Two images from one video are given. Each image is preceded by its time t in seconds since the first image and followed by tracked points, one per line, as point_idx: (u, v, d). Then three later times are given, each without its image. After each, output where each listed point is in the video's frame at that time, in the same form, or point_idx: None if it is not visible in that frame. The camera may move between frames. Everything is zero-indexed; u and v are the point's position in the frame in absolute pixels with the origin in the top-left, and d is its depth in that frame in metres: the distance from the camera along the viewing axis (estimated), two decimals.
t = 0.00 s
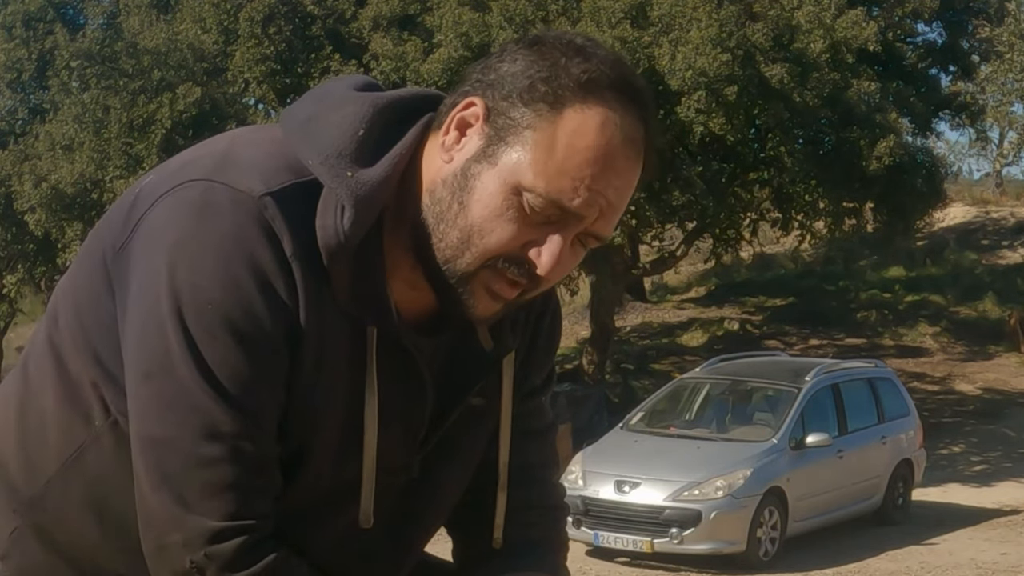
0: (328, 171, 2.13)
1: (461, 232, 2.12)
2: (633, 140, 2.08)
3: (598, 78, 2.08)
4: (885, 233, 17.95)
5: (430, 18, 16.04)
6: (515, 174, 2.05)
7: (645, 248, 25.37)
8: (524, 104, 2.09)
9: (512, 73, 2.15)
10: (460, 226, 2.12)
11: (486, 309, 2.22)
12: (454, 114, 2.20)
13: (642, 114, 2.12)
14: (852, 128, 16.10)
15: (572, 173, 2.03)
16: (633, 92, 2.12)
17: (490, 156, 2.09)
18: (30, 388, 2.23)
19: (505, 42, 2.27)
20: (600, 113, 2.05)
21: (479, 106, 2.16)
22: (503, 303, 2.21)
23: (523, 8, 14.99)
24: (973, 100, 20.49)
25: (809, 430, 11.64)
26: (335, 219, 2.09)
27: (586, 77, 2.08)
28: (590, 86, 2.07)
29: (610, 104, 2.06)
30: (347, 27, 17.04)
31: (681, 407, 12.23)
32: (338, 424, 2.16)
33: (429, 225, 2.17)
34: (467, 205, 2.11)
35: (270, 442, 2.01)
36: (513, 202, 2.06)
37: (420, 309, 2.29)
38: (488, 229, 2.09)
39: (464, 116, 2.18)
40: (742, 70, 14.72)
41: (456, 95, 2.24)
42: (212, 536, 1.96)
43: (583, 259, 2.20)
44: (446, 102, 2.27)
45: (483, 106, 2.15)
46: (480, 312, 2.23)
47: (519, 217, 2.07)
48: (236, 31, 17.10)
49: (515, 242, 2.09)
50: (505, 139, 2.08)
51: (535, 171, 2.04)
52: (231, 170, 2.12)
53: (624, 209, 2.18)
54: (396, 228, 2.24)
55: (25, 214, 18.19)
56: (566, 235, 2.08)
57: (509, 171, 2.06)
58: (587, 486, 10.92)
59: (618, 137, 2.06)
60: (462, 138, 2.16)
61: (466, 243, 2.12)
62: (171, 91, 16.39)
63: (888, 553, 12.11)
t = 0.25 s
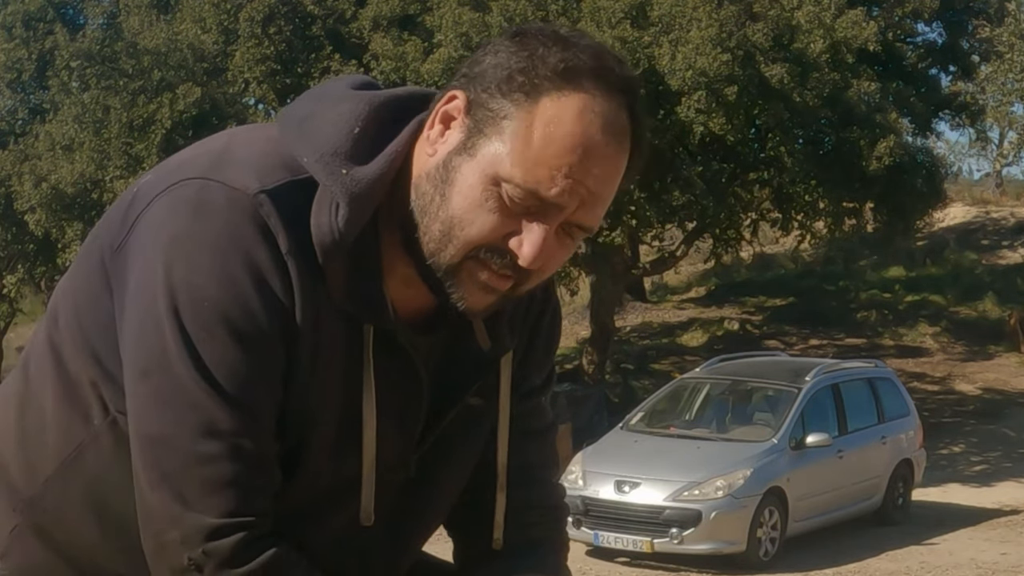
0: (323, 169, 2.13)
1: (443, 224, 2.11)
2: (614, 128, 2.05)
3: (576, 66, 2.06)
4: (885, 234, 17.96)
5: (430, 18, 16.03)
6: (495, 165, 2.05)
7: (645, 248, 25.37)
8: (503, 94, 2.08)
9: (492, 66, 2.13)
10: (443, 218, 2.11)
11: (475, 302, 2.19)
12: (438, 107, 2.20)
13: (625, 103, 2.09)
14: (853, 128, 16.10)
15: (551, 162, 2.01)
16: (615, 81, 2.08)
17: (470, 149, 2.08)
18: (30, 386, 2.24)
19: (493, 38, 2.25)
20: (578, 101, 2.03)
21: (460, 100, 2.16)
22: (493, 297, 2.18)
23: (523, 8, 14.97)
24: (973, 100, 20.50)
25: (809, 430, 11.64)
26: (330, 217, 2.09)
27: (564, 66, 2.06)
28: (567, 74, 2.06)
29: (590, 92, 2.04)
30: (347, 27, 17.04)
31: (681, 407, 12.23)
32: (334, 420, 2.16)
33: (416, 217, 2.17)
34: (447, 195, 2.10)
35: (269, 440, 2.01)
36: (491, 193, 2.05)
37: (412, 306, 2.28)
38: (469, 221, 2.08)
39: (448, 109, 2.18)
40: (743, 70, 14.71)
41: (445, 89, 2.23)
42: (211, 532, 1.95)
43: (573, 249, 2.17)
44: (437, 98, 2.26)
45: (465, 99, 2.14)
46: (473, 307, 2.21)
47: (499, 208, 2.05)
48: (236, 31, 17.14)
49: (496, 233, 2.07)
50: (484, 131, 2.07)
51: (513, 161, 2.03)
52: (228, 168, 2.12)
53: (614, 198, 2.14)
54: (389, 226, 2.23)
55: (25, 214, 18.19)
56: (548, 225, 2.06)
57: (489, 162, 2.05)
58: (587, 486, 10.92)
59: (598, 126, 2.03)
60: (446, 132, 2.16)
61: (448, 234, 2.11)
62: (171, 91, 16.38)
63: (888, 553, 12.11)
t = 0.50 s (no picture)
0: (322, 162, 2.12)
1: (416, 170, 2.11)
2: (593, 76, 2.08)
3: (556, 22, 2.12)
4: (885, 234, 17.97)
5: (430, 17, 16.02)
6: (474, 108, 2.06)
7: (645, 248, 25.37)
8: (483, 49, 2.12)
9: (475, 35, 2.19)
10: (417, 165, 2.11)
11: (450, 263, 2.11)
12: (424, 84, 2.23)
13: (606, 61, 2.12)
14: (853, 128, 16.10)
15: (531, 98, 2.04)
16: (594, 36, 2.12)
17: (450, 99, 2.11)
18: (31, 386, 2.24)
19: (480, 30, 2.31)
20: (556, 46, 2.07)
21: (443, 68, 2.20)
22: (470, 259, 2.12)
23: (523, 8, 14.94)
24: (973, 100, 20.51)
25: (810, 430, 11.64)
26: (331, 209, 2.07)
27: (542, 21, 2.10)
28: (544, 26, 2.10)
29: (570, 39, 2.08)
30: (347, 27, 17.04)
31: (681, 407, 12.23)
32: (332, 418, 2.14)
33: (396, 179, 2.15)
34: (423, 146, 2.11)
35: (267, 438, 1.99)
36: (468, 134, 2.06)
37: (412, 303, 2.30)
38: (443, 161, 2.07)
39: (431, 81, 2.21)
40: (743, 70, 14.72)
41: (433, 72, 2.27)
42: (210, 531, 1.94)
43: (556, 209, 2.13)
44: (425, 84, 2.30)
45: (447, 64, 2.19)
46: (446, 273, 2.14)
47: (475, 145, 2.05)
48: (236, 30, 17.19)
49: (471, 173, 2.05)
50: (465, 82, 2.11)
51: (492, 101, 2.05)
52: (224, 167, 2.08)
53: (593, 156, 2.14)
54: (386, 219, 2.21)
55: (25, 214, 18.21)
56: (524, 162, 2.05)
57: (468, 106, 2.07)
58: (587, 486, 10.92)
59: (575, 68, 2.06)
60: (429, 99, 2.19)
61: (419, 178, 2.10)
62: (172, 91, 16.36)
63: (888, 553, 12.11)
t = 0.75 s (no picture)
0: (321, 154, 2.13)
1: (402, 163, 2.12)
2: (578, 61, 2.09)
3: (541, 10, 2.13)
4: (885, 234, 17.97)
5: (430, 18, 16.02)
6: (458, 98, 2.08)
7: (645, 248, 25.37)
8: (469, 40, 2.14)
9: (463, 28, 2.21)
10: (403, 157, 2.12)
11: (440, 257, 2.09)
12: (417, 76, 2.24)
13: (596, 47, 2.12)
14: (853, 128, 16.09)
15: (512, 85, 2.05)
16: (585, 25, 2.13)
17: (434, 91, 2.13)
18: (31, 385, 2.24)
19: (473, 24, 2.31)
20: (538, 33, 2.08)
21: (433, 61, 2.22)
22: (462, 253, 2.10)
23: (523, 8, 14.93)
24: (973, 100, 20.52)
25: (809, 430, 11.64)
26: (329, 199, 2.08)
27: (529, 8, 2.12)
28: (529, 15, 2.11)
29: (551, 27, 2.10)
30: (347, 27, 17.05)
31: (681, 407, 12.23)
32: (331, 413, 2.14)
33: (388, 173, 2.15)
34: (409, 137, 2.12)
35: (267, 433, 1.98)
36: (452, 123, 2.06)
37: (411, 297, 2.28)
38: (427, 152, 2.08)
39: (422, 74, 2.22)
40: (743, 70, 14.73)
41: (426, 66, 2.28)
42: (210, 525, 1.94)
43: (546, 198, 2.12)
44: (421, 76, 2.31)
45: (435, 58, 2.21)
46: (438, 263, 2.11)
47: (458, 136, 2.06)
48: (236, 31, 17.16)
49: (453, 162, 2.05)
50: (450, 73, 2.13)
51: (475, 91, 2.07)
52: (223, 160, 2.09)
53: (582, 144, 2.14)
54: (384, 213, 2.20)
55: (25, 214, 18.22)
56: (506, 149, 2.05)
57: (453, 97, 2.08)
58: (587, 486, 10.91)
59: (557, 54, 2.07)
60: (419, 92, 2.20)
61: (404, 169, 2.11)
62: (172, 91, 16.36)
63: (888, 553, 12.11)
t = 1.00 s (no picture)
0: (315, 154, 2.13)
1: (402, 167, 2.12)
2: (574, 60, 2.08)
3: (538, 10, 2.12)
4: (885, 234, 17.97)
5: (430, 18, 16.03)
6: (455, 102, 2.08)
7: (645, 248, 25.37)
8: (465, 41, 2.13)
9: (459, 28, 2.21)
10: (402, 160, 2.13)
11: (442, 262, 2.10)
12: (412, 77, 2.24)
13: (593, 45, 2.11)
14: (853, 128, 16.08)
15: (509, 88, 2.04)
16: (582, 23, 2.11)
17: (431, 92, 2.13)
18: (30, 385, 2.23)
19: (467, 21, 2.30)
20: (535, 33, 2.08)
21: (428, 62, 2.21)
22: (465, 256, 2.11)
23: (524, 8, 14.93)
24: (973, 100, 20.52)
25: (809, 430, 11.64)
26: (324, 199, 2.07)
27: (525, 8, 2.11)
28: (526, 15, 2.10)
29: (548, 26, 2.08)
30: (347, 27, 17.06)
31: (681, 407, 12.23)
32: (330, 412, 2.14)
33: (387, 175, 2.15)
34: (408, 140, 2.12)
35: (266, 433, 1.99)
36: (451, 126, 2.07)
37: (410, 297, 2.28)
38: (426, 156, 2.08)
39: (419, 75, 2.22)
40: (743, 70, 14.75)
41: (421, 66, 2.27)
42: (210, 525, 1.94)
43: (546, 199, 2.13)
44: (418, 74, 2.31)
45: (431, 59, 2.20)
46: (441, 266, 2.11)
47: (456, 140, 2.06)
48: (236, 31, 17.14)
49: (452, 167, 2.05)
50: (447, 75, 2.12)
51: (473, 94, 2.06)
52: (220, 160, 2.09)
53: (580, 143, 2.13)
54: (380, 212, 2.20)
55: (25, 214, 18.23)
56: (505, 153, 2.05)
57: (451, 100, 2.08)
58: (587, 486, 10.91)
59: (554, 56, 2.07)
60: (416, 93, 2.20)
61: (403, 172, 2.12)
62: (171, 91, 16.37)
63: (888, 553, 12.11)
